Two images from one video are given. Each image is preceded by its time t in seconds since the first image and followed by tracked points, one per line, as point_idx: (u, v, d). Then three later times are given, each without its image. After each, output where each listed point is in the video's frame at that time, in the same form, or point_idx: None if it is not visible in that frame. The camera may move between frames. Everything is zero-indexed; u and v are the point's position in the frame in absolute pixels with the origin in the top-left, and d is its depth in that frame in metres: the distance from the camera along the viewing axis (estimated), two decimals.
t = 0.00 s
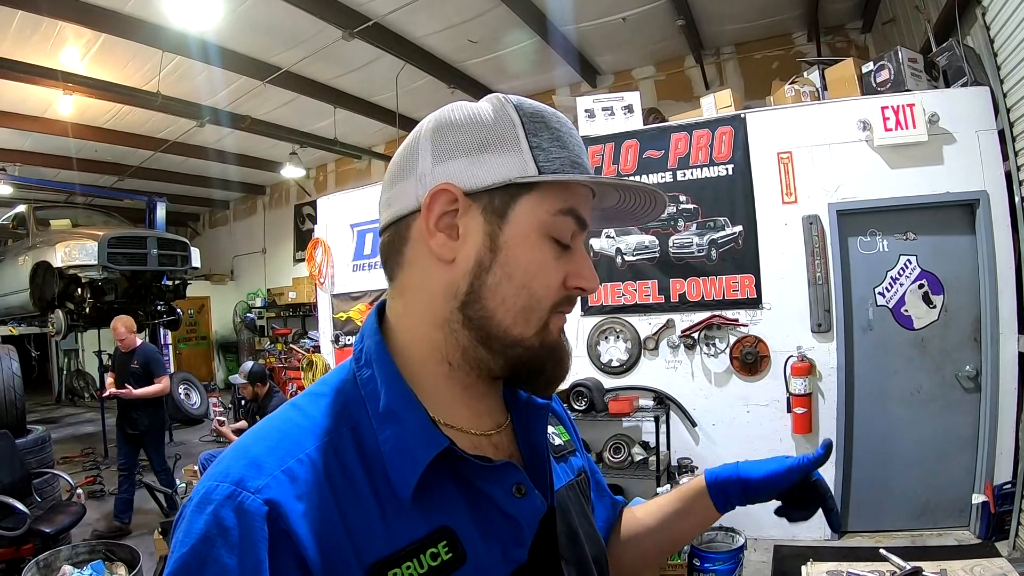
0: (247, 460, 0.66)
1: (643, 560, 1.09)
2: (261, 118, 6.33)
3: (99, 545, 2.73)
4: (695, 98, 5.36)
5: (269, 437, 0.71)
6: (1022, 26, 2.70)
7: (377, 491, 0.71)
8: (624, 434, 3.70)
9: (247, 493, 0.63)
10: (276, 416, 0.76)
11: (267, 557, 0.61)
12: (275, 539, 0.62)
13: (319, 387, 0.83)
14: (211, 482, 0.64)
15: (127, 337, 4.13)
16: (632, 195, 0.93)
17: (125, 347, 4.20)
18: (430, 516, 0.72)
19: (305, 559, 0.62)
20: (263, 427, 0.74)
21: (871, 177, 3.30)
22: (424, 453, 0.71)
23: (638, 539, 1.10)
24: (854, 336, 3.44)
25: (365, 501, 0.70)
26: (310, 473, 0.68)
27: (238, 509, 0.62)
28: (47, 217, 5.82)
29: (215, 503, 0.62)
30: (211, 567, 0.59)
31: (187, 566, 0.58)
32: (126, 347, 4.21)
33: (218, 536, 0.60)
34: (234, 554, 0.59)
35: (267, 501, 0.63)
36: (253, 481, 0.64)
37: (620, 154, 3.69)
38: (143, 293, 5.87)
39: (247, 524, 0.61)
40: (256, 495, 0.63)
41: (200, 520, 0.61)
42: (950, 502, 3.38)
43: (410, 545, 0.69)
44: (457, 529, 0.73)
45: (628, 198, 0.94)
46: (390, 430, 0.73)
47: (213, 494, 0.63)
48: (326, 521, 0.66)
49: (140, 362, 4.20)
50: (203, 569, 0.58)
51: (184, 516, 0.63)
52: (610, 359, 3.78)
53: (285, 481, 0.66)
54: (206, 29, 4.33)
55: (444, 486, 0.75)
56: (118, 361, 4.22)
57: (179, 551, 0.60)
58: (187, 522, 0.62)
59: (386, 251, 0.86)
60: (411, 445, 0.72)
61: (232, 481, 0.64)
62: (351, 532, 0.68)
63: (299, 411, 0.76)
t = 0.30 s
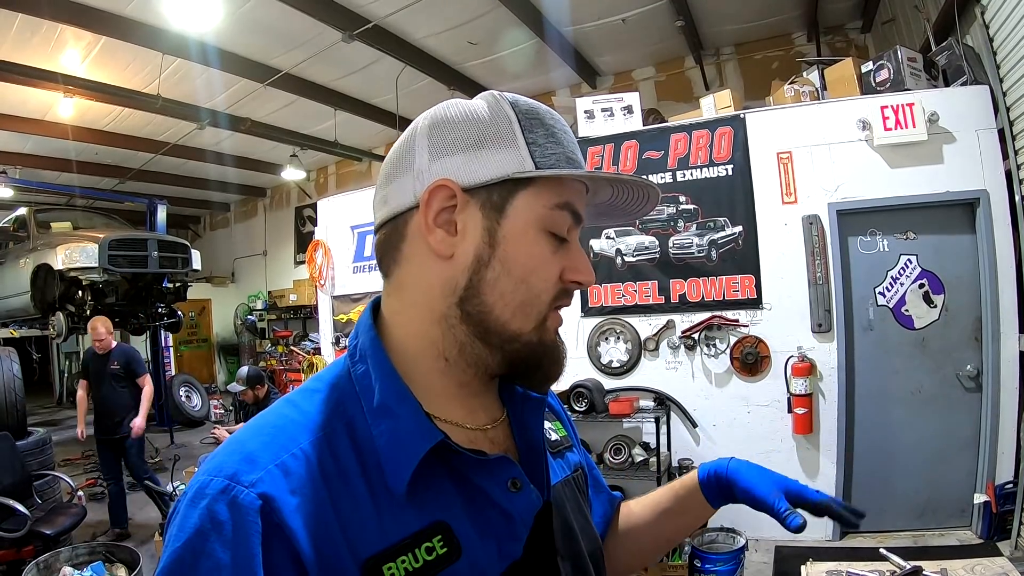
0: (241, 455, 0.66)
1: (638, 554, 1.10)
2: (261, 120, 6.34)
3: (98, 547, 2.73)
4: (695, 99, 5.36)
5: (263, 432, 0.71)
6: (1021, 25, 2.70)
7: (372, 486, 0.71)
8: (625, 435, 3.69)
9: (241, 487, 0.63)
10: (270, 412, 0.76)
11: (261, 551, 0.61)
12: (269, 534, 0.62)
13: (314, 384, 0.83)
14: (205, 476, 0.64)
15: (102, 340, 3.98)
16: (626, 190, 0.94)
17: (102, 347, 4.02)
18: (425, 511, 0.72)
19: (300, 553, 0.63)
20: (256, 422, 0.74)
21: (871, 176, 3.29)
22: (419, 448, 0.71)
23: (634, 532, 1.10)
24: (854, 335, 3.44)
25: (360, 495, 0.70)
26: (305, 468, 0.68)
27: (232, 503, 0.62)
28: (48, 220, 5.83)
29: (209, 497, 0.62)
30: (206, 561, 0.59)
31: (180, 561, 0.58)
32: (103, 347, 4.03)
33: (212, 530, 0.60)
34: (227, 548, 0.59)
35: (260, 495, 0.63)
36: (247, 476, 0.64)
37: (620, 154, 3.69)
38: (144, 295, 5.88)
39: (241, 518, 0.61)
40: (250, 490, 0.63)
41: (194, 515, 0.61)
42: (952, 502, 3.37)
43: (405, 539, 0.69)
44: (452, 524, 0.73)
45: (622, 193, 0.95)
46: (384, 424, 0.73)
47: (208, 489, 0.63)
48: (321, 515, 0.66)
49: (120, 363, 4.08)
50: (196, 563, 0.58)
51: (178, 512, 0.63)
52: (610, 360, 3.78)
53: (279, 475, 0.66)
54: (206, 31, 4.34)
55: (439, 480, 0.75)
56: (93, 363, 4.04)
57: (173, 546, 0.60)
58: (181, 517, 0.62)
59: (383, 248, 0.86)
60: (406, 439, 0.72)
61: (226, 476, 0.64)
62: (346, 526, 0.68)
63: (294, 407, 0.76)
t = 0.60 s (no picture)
0: (247, 459, 0.66)
1: (650, 543, 1.11)
2: (262, 121, 6.34)
3: (99, 548, 2.73)
4: (694, 99, 5.36)
5: (268, 436, 0.71)
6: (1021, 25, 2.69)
7: (379, 487, 0.71)
8: (625, 435, 3.69)
9: (248, 491, 0.63)
10: (275, 417, 0.76)
11: (269, 555, 0.61)
12: (276, 537, 0.62)
13: (319, 388, 0.83)
14: (212, 480, 0.64)
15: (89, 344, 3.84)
16: (629, 198, 0.94)
17: (88, 351, 3.88)
18: (432, 512, 0.71)
19: (308, 556, 0.63)
20: (262, 426, 0.74)
21: (872, 176, 3.29)
22: (425, 449, 0.71)
23: (644, 521, 1.11)
24: (855, 336, 3.43)
25: (366, 498, 0.69)
26: (311, 472, 0.68)
27: (239, 507, 0.61)
28: (48, 221, 5.82)
29: (216, 501, 0.62)
30: (213, 565, 0.59)
31: (187, 565, 0.58)
32: (88, 350, 3.88)
33: (219, 534, 0.60)
34: (234, 552, 0.59)
35: (267, 499, 0.63)
36: (253, 480, 0.64)
37: (621, 154, 3.69)
38: (144, 296, 5.88)
39: (248, 522, 0.61)
40: (257, 493, 0.63)
41: (201, 520, 0.61)
42: (953, 503, 3.37)
43: (413, 540, 0.69)
44: (460, 524, 0.72)
45: (626, 201, 0.95)
46: (390, 427, 0.73)
47: (214, 493, 0.63)
48: (328, 518, 0.66)
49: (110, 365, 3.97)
50: (204, 567, 0.58)
51: (185, 517, 0.63)
52: (611, 360, 3.78)
53: (285, 478, 0.66)
54: (206, 32, 4.33)
55: (446, 480, 0.75)
56: (79, 365, 3.91)
57: (180, 551, 0.60)
58: (188, 522, 0.62)
59: (387, 253, 0.86)
60: (412, 440, 0.72)
61: (232, 480, 0.64)
62: (353, 528, 0.68)
63: (300, 411, 0.76)
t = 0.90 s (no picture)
0: (250, 462, 0.66)
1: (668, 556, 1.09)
2: (261, 119, 6.33)
3: (98, 547, 2.73)
4: (694, 99, 5.36)
5: (270, 439, 0.71)
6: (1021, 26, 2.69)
7: (382, 488, 0.71)
8: (625, 434, 3.70)
9: (252, 494, 0.63)
10: (277, 419, 0.76)
11: (274, 557, 0.60)
12: (281, 540, 0.62)
13: (319, 390, 0.82)
14: (215, 484, 0.64)
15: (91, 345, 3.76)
16: (627, 199, 0.93)
17: (91, 352, 3.78)
18: (436, 512, 0.71)
19: (312, 558, 0.62)
20: (264, 429, 0.74)
21: (872, 176, 3.29)
22: (428, 448, 0.71)
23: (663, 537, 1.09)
24: (854, 336, 3.44)
25: (370, 499, 0.69)
26: (314, 473, 0.68)
27: (243, 511, 0.61)
28: (47, 219, 5.81)
29: (220, 505, 0.62)
30: (218, 568, 0.58)
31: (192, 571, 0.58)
32: (91, 352, 3.79)
33: (223, 538, 0.60)
34: (239, 555, 0.59)
35: (271, 501, 0.63)
36: (257, 483, 0.64)
37: (621, 154, 3.69)
38: (143, 294, 5.86)
39: (253, 524, 0.60)
40: (260, 496, 0.63)
41: (204, 523, 0.61)
42: (952, 502, 3.37)
43: (416, 541, 0.69)
44: (463, 524, 0.72)
45: (625, 201, 0.94)
46: (393, 427, 0.73)
47: (218, 497, 0.63)
48: (332, 519, 0.66)
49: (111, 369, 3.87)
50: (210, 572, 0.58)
51: (188, 521, 0.63)
52: (611, 360, 3.78)
53: (289, 480, 0.66)
54: (206, 30, 4.32)
55: (449, 480, 0.75)
56: (82, 367, 3.82)
57: (184, 554, 0.60)
58: (191, 526, 0.62)
59: (387, 251, 0.86)
60: (415, 441, 0.72)
61: (235, 483, 0.64)
62: (357, 528, 0.67)
63: (302, 413, 0.76)
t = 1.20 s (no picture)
0: (250, 439, 0.68)
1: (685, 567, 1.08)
2: (260, 121, 6.34)
3: (96, 545, 2.73)
4: (693, 102, 5.38)
5: (271, 417, 0.72)
6: (1017, 30, 2.72)
7: (374, 468, 0.71)
8: (621, 436, 3.71)
9: (248, 467, 0.65)
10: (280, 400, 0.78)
11: (264, 529, 0.62)
12: (272, 513, 0.64)
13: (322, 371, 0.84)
14: (216, 459, 0.66)
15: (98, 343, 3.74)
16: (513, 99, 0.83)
17: (99, 350, 3.77)
18: (426, 494, 0.72)
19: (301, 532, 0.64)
20: (267, 408, 0.76)
21: (868, 179, 3.31)
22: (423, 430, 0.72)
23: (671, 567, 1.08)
24: (850, 338, 3.45)
25: (361, 478, 0.70)
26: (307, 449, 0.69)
27: (239, 484, 0.63)
28: (45, 219, 5.81)
29: (219, 478, 0.64)
30: (213, 537, 0.60)
31: (190, 538, 0.60)
32: (98, 350, 3.78)
33: (221, 507, 0.62)
34: (233, 525, 0.61)
35: (266, 475, 0.65)
36: (254, 456, 0.66)
37: (618, 156, 3.71)
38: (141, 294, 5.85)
39: (247, 497, 0.62)
40: (256, 469, 0.64)
41: (205, 495, 0.63)
42: (949, 505, 3.38)
43: (405, 521, 0.70)
44: (452, 508, 0.73)
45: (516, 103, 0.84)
46: (389, 407, 0.74)
47: (217, 471, 0.65)
48: (323, 496, 0.67)
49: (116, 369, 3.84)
50: (205, 540, 0.60)
51: (191, 493, 0.65)
52: (608, 361, 3.79)
53: (285, 456, 0.67)
54: (205, 31, 4.33)
55: (440, 463, 0.75)
56: (90, 366, 3.82)
57: (185, 523, 0.62)
58: (192, 497, 0.64)
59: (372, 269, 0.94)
60: (408, 420, 0.72)
61: (234, 457, 0.66)
62: (348, 506, 0.68)
63: (302, 392, 0.77)
